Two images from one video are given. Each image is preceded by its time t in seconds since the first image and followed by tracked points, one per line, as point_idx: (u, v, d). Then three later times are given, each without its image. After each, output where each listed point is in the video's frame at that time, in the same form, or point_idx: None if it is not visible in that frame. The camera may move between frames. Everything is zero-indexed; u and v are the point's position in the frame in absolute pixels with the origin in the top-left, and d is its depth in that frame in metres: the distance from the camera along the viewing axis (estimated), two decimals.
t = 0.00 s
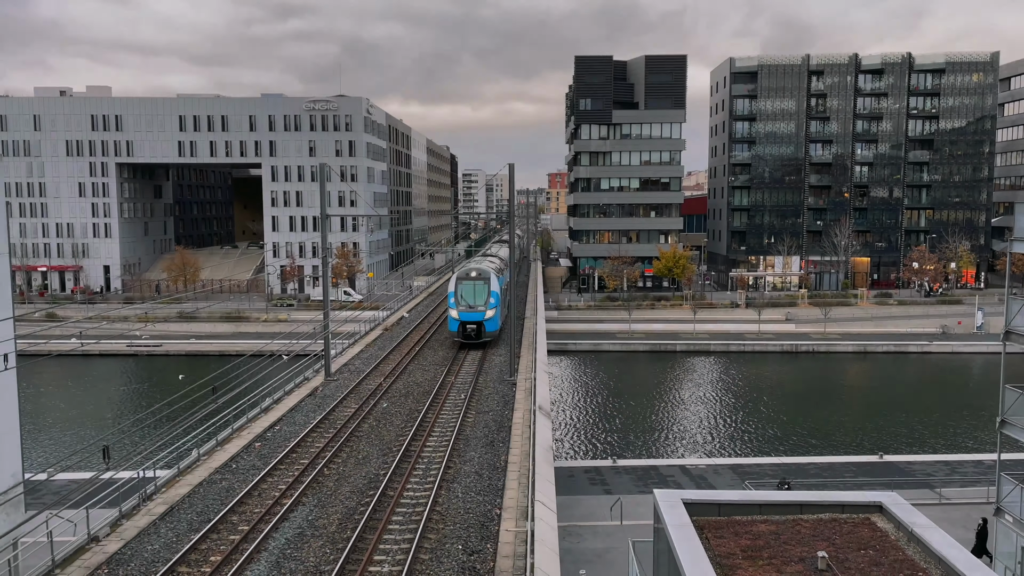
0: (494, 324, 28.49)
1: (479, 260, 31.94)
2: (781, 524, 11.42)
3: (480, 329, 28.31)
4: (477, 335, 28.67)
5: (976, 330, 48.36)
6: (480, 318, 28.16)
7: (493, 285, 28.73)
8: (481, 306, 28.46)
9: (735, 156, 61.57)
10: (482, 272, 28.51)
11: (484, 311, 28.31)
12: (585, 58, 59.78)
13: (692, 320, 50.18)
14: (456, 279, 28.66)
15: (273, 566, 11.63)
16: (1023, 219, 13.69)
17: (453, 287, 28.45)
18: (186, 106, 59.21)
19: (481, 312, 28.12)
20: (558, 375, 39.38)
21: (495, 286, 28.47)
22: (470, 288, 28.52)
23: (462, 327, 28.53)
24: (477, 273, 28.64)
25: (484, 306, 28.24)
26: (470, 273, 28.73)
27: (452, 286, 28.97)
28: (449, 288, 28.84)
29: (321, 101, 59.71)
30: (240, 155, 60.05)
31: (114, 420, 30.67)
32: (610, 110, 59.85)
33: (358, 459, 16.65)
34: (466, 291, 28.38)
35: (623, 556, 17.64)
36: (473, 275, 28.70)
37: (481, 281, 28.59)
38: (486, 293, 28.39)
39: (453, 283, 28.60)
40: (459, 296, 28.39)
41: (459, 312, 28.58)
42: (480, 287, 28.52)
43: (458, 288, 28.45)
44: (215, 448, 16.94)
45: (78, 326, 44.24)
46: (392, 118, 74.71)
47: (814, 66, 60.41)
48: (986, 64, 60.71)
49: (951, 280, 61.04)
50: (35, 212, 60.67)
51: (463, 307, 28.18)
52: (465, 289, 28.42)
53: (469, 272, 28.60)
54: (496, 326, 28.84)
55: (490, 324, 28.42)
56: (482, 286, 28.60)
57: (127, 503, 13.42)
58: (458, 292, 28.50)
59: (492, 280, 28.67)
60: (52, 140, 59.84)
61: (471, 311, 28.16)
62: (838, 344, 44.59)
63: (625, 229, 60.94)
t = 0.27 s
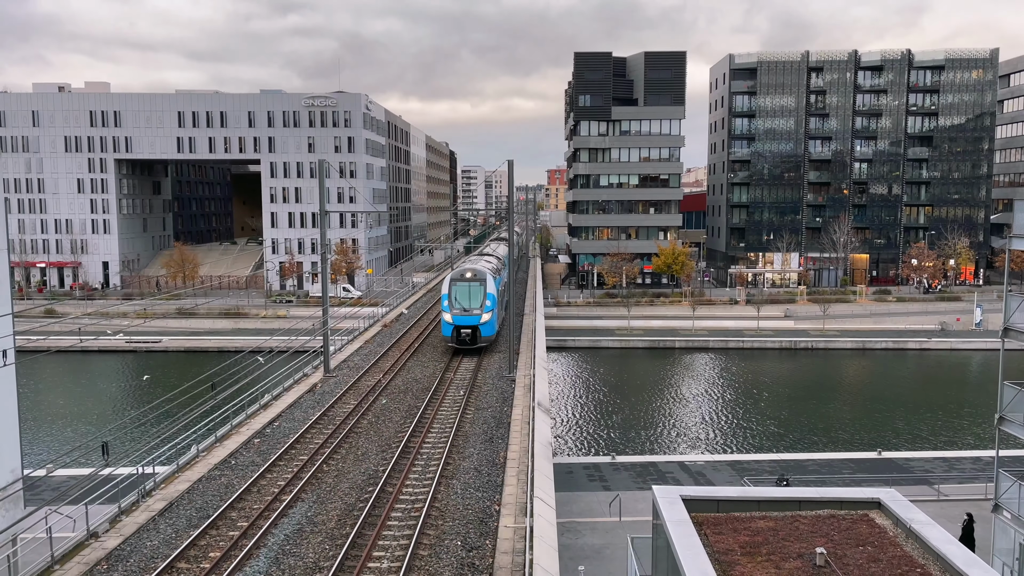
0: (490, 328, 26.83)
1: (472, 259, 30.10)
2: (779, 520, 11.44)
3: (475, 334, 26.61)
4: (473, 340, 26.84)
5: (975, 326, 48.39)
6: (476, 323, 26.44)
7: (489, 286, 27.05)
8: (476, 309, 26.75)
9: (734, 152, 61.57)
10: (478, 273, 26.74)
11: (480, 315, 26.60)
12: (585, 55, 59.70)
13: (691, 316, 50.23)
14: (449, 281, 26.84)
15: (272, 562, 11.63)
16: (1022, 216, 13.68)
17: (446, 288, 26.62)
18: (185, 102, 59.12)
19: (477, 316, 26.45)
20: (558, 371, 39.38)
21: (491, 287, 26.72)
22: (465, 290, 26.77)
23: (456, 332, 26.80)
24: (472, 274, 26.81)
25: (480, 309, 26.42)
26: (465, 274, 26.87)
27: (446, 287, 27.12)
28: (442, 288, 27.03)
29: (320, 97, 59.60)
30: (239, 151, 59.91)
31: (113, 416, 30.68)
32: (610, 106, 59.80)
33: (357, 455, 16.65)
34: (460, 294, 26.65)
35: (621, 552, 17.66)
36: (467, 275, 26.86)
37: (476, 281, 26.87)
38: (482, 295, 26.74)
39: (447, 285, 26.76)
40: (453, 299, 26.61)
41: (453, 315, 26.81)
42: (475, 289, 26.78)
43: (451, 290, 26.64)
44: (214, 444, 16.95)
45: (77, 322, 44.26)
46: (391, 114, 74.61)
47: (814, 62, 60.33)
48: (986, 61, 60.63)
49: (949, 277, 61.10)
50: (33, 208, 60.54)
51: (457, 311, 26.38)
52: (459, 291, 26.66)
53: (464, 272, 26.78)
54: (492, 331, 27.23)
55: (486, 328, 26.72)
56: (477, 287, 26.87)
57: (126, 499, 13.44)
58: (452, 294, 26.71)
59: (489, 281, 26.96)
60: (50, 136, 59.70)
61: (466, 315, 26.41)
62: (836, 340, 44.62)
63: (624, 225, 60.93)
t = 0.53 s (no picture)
0: (486, 334, 25.19)
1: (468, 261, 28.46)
2: (778, 518, 11.46)
3: (470, 340, 25.03)
4: (467, 347, 25.25)
5: (973, 324, 48.43)
6: (470, 328, 24.81)
7: (485, 290, 25.54)
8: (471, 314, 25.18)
9: (733, 149, 61.56)
10: (473, 275, 25.43)
11: (474, 320, 24.99)
12: (584, 52, 59.68)
13: (690, 314, 50.28)
14: (442, 284, 25.40)
15: (271, 559, 11.65)
16: (1021, 214, 13.69)
17: (439, 291, 25.21)
18: (183, 99, 59.03)
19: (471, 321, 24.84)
20: (557, 369, 39.40)
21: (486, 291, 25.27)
22: (458, 293, 25.27)
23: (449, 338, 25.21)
24: (466, 276, 25.40)
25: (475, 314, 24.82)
26: (459, 275, 25.45)
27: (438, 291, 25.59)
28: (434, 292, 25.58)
29: (318, 94, 59.54)
30: (237, 148, 59.79)
31: (111, 413, 30.71)
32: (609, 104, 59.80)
33: (356, 452, 16.66)
34: (453, 298, 25.17)
35: (620, 549, 17.69)
36: (462, 277, 25.42)
37: (470, 285, 25.40)
38: (477, 299, 25.23)
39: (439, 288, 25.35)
40: (445, 303, 25.10)
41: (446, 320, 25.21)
42: (469, 292, 25.32)
43: (444, 293, 25.19)
44: (213, 441, 16.94)
45: (75, 319, 44.26)
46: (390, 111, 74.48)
47: (813, 59, 60.27)
48: (985, 59, 60.61)
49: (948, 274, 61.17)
50: (31, 205, 60.29)
51: (450, 316, 24.82)
52: (453, 295, 25.18)
53: (458, 274, 25.34)
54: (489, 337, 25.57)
55: (481, 334, 25.07)
56: (472, 291, 25.40)
57: (125, 496, 13.44)
58: (445, 298, 25.22)
59: (484, 284, 25.53)
60: (48, 133, 59.59)
61: (460, 319, 24.83)
62: (834, 338, 44.66)
63: (623, 222, 60.90)
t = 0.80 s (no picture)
0: (480, 343, 23.77)
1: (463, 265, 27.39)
2: (776, 515, 11.48)
3: (463, 349, 23.57)
4: (460, 357, 23.76)
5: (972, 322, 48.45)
6: (464, 335, 23.41)
7: (479, 295, 24.32)
8: (465, 320, 23.89)
9: (732, 147, 61.56)
10: (467, 278, 24.35)
11: (469, 326, 23.64)
12: (583, 49, 59.62)
13: (688, 311, 50.32)
14: (434, 288, 24.32)
15: (270, 556, 11.66)
16: (1020, 213, 13.69)
17: (431, 296, 24.06)
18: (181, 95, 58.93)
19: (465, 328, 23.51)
20: (556, 366, 39.40)
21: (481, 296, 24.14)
22: (452, 299, 24.10)
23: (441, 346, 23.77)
24: (459, 280, 24.34)
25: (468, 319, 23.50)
26: (452, 279, 24.38)
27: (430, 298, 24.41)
28: (426, 297, 24.43)
29: (316, 91, 59.49)
30: (235, 144, 59.67)
31: (109, 409, 30.72)
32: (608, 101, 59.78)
33: (354, 449, 16.64)
34: (446, 303, 24.02)
35: (618, 547, 17.71)
36: (455, 280, 24.33)
37: (464, 289, 24.29)
38: (471, 304, 24.03)
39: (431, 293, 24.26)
40: (438, 309, 23.89)
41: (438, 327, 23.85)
42: (463, 296, 24.19)
43: (436, 298, 24.02)
44: (211, 438, 16.90)
45: (74, 316, 44.25)
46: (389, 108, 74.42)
47: (812, 57, 60.23)
48: (984, 56, 60.62)
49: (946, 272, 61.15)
50: (30, 201, 60.19)
51: (442, 322, 23.51)
52: (445, 301, 24.03)
53: (451, 277, 24.28)
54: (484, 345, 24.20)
55: (476, 342, 23.63)
56: (465, 295, 24.27)
57: (123, 492, 13.41)
58: (437, 304, 24.03)
59: (479, 288, 24.40)
60: (47, 129, 59.52)
61: (453, 326, 23.51)
62: (833, 336, 44.72)
63: (622, 220, 60.85)
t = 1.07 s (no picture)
0: (475, 352, 21.91)
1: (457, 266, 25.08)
2: (774, 513, 11.49)
3: (456, 358, 21.83)
4: (453, 366, 22.07)
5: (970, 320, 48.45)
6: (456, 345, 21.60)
7: (474, 300, 22.31)
8: (458, 328, 21.97)
9: (731, 144, 61.57)
10: (461, 282, 22.26)
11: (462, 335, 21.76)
12: (582, 46, 59.54)
13: (687, 308, 50.33)
14: (425, 293, 22.33)
15: (268, 552, 11.67)
16: (1019, 210, 13.70)
17: (422, 302, 22.11)
18: (180, 92, 58.85)
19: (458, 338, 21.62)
20: (555, 363, 39.42)
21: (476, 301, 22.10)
22: (445, 304, 22.10)
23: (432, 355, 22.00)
24: (452, 284, 22.24)
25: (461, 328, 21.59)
26: (444, 283, 22.31)
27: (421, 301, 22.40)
28: (417, 302, 22.45)
29: (316, 88, 59.45)
30: (234, 141, 59.60)
31: (108, 406, 30.71)
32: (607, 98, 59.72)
33: (353, 446, 16.65)
34: (438, 309, 22.05)
35: (617, 544, 17.72)
36: (448, 284, 22.23)
37: (458, 293, 22.21)
38: (465, 312, 22.02)
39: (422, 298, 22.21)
40: (428, 316, 21.97)
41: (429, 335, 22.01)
42: (457, 302, 22.20)
43: (427, 304, 22.06)
44: (210, 435, 16.91)
45: (73, 313, 44.24)
46: (388, 105, 74.33)
47: (812, 55, 60.18)
48: (983, 54, 60.64)
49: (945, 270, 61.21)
50: (28, 197, 60.06)
51: (433, 331, 21.66)
52: (437, 306, 22.06)
53: (443, 280, 22.15)
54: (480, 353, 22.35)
55: (470, 352, 21.80)
56: (459, 300, 22.27)
57: (122, 490, 13.42)
58: (428, 310, 22.09)
59: (474, 293, 22.35)
60: (46, 126, 59.45)
61: (444, 335, 21.66)
62: (831, 334, 44.78)
63: (621, 217, 60.81)
